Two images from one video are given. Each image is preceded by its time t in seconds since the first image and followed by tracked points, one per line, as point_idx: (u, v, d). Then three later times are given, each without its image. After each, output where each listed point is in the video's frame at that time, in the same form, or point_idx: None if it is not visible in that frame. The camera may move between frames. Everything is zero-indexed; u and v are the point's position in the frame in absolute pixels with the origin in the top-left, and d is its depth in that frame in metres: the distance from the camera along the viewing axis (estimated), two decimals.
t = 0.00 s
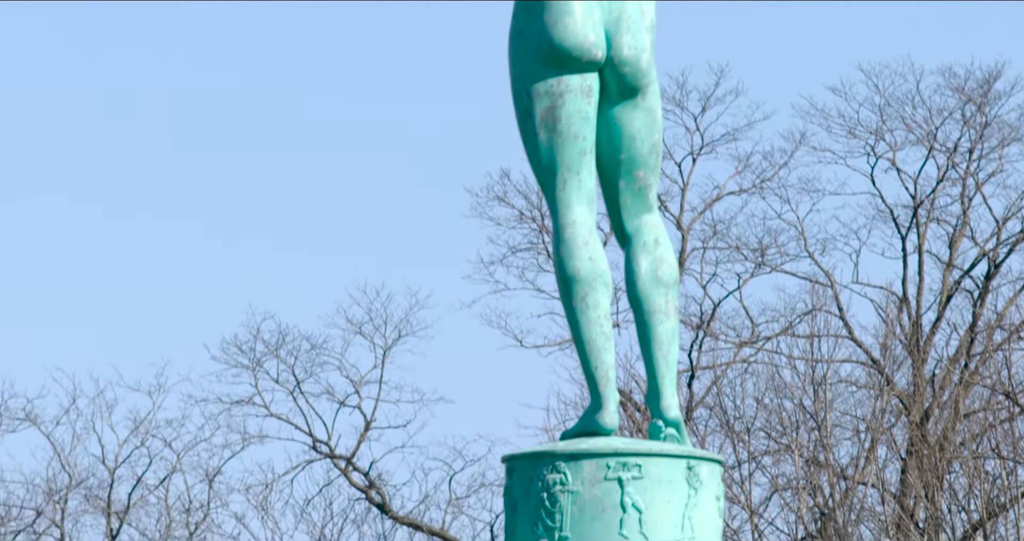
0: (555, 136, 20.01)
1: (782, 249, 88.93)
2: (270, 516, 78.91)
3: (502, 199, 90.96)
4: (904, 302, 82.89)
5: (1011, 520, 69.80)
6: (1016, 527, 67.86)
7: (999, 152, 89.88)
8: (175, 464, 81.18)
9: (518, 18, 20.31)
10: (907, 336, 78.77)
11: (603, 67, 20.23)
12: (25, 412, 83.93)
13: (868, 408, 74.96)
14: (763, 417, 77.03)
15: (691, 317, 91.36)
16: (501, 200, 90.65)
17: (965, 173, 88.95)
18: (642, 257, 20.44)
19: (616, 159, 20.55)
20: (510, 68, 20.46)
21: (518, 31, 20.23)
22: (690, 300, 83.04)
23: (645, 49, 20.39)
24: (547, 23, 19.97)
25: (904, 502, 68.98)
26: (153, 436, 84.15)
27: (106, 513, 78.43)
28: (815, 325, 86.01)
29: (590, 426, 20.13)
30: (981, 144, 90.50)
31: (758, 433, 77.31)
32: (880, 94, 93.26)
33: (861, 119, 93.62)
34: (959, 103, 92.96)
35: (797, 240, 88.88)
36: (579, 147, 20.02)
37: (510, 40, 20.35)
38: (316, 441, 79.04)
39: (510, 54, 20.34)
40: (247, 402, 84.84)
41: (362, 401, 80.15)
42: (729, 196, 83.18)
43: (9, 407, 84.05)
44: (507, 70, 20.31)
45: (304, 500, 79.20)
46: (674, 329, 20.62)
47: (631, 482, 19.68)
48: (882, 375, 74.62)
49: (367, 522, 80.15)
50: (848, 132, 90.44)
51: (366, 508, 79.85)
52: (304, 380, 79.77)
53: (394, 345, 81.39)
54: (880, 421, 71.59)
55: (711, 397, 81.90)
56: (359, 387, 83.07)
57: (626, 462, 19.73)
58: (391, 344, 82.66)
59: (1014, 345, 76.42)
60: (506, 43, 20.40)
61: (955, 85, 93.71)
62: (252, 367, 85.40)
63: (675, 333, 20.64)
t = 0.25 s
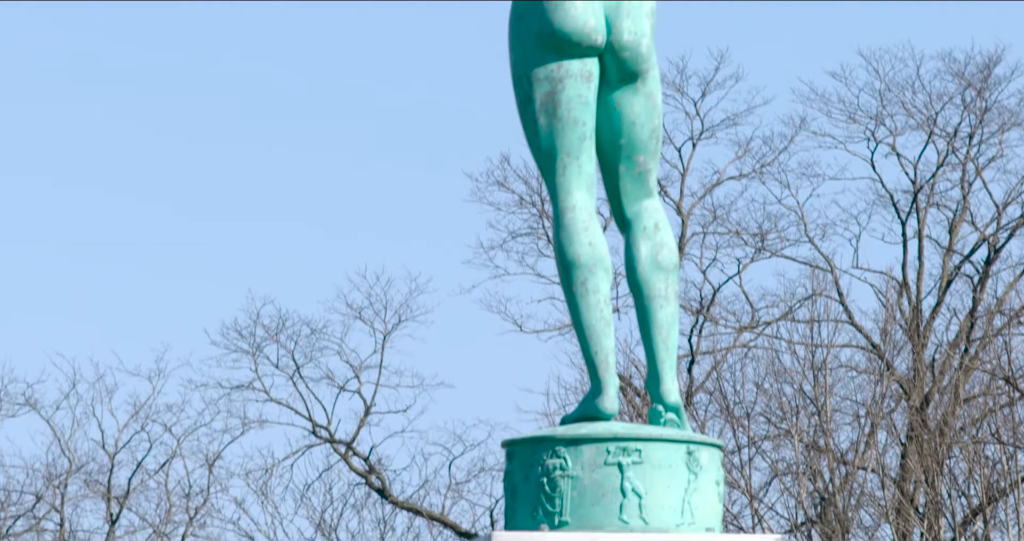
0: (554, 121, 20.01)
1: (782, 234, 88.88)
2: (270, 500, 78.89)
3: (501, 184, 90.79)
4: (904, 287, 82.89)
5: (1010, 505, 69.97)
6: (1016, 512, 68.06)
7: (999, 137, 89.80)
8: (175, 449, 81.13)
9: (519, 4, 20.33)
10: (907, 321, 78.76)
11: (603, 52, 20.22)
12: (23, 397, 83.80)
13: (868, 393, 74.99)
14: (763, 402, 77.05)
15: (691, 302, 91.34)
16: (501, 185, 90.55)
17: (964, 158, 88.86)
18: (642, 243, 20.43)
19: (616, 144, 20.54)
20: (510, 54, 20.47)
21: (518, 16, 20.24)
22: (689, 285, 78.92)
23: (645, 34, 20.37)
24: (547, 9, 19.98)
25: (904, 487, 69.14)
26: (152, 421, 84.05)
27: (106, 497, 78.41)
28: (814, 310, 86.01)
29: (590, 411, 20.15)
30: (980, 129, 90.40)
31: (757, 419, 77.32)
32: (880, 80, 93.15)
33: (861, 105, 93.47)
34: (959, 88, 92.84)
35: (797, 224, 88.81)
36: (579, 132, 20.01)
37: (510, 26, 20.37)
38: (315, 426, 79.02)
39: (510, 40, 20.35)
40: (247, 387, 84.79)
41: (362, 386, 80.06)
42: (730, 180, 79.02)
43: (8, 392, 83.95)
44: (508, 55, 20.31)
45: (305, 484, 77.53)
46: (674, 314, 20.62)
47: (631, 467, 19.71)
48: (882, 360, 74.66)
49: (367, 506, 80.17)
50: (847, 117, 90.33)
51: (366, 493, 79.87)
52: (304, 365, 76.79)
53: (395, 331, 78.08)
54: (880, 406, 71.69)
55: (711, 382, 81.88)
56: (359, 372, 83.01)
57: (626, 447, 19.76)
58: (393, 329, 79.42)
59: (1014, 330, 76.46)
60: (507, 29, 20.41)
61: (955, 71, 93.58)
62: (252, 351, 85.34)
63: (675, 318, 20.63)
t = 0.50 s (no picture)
0: (554, 106, 20.02)
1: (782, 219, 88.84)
2: (270, 485, 79.00)
3: (501, 170, 90.78)
4: (904, 272, 82.90)
5: (1011, 490, 69.97)
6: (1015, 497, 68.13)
7: (999, 122, 89.71)
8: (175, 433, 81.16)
9: None
10: (907, 306, 78.79)
11: (603, 37, 20.22)
12: (23, 381, 83.89)
13: (867, 378, 75.03)
14: (762, 386, 77.11)
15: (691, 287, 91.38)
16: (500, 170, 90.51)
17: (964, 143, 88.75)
18: (642, 227, 20.42)
19: (616, 128, 20.51)
20: (510, 39, 20.48)
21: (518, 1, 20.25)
22: (688, 271, 78.36)
23: (645, 18, 20.35)
24: None
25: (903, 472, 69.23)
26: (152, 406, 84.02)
27: (106, 482, 78.48)
28: (814, 295, 86.02)
29: (590, 396, 20.17)
30: (981, 113, 90.31)
31: (757, 403, 77.35)
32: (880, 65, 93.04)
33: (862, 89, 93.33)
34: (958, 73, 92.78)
35: (797, 209, 88.73)
36: (579, 117, 20.02)
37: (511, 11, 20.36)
38: (315, 411, 79.13)
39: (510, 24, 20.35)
40: (246, 371, 84.82)
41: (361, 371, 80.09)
42: (728, 167, 78.28)
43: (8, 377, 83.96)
44: (508, 40, 20.32)
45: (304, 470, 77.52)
46: (674, 299, 20.63)
47: (631, 452, 19.74)
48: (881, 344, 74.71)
49: (367, 491, 80.26)
50: (848, 102, 90.26)
51: (366, 478, 79.98)
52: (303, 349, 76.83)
53: (394, 315, 78.29)
54: (880, 391, 71.75)
55: (711, 367, 81.93)
56: (359, 357, 83.05)
57: (626, 432, 19.79)
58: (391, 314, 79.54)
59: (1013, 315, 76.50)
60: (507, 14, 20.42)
61: (955, 55, 93.49)
62: (252, 336, 85.46)
63: (675, 303, 20.64)
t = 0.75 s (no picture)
0: (554, 90, 20.01)
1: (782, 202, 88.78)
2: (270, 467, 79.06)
3: (500, 153, 90.73)
4: (904, 255, 82.90)
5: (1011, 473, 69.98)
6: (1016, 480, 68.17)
7: (999, 105, 89.60)
8: (174, 416, 81.16)
9: None
10: (906, 289, 78.77)
11: (602, 21, 20.21)
12: (23, 365, 83.91)
13: (867, 361, 75.07)
14: (762, 369, 77.16)
15: (690, 271, 91.35)
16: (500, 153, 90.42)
17: (963, 127, 88.64)
18: (642, 210, 20.42)
19: (616, 112, 20.51)
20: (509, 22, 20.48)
21: None
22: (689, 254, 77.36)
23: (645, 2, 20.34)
24: None
25: (903, 455, 69.25)
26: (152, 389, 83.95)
27: (106, 465, 78.54)
28: (814, 278, 86.01)
29: (589, 379, 20.17)
30: (980, 97, 90.16)
31: (757, 387, 77.37)
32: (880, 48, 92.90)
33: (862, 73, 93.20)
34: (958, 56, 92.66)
35: (797, 193, 88.68)
36: (579, 100, 20.01)
37: None
38: (315, 394, 79.06)
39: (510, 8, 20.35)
40: (245, 354, 84.79)
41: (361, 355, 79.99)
42: (729, 150, 77.48)
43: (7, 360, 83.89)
44: (508, 24, 20.32)
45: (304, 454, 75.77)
46: (674, 282, 20.63)
47: (631, 435, 19.75)
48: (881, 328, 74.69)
49: (367, 474, 80.30)
50: (847, 85, 90.13)
51: (366, 461, 80.01)
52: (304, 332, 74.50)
53: (394, 297, 75.84)
54: (880, 375, 71.78)
55: (711, 350, 81.93)
56: (359, 340, 82.98)
57: (626, 415, 19.80)
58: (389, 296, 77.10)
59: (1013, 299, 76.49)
60: None
61: (955, 39, 93.37)
62: (252, 319, 85.42)
63: (675, 286, 20.63)
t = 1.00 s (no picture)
0: (554, 71, 20.00)
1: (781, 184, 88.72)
2: (270, 449, 79.24)
3: (500, 135, 90.70)
4: (903, 237, 82.89)
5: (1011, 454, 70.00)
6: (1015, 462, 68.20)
7: (999, 87, 89.49)
8: (174, 398, 81.24)
9: None
10: (906, 271, 78.75)
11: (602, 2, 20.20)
12: (23, 346, 84.01)
13: (866, 342, 75.09)
14: (762, 351, 77.22)
15: (690, 252, 91.36)
16: (500, 135, 90.36)
17: (963, 109, 88.53)
18: (642, 192, 20.40)
19: (616, 94, 20.49)
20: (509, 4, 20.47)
21: None
22: (690, 236, 79.48)
23: None
24: None
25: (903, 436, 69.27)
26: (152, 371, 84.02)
27: (106, 447, 78.68)
28: (813, 260, 86.00)
29: (589, 361, 20.18)
30: (980, 78, 90.02)
31: (756, 368, 77.40)
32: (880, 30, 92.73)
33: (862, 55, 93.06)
34: (957, 38, 92.53)
35: (796, 174, 88.59)
36: (579, 82, 20.00)
37: None
38: (315, 375, 79.23)
39: None
40: (245, 336, 84.88)
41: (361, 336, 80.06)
42: (730, 130, 79.25)
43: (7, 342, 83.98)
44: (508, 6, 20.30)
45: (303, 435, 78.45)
46: (674, 264, 20.62)
47: (630, 417, 19.76)
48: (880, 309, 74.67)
49: (367, 455, 80.44)
50: (847, 67, 90.04)
51: (366, 443, 80.15)
52: (303, 315, 77.69)
53: (394, 280, 79.67)
54: (879, 356, 71.80)
55: (710, 332, 81.96)
56: (359, 322, 83.14)
57: (625, 397, 19.81)
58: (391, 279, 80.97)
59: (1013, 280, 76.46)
60: None
61: (954, 20, 93.24)
62: (251, 301, 85.48)
63: (675, 268, 20.62)
